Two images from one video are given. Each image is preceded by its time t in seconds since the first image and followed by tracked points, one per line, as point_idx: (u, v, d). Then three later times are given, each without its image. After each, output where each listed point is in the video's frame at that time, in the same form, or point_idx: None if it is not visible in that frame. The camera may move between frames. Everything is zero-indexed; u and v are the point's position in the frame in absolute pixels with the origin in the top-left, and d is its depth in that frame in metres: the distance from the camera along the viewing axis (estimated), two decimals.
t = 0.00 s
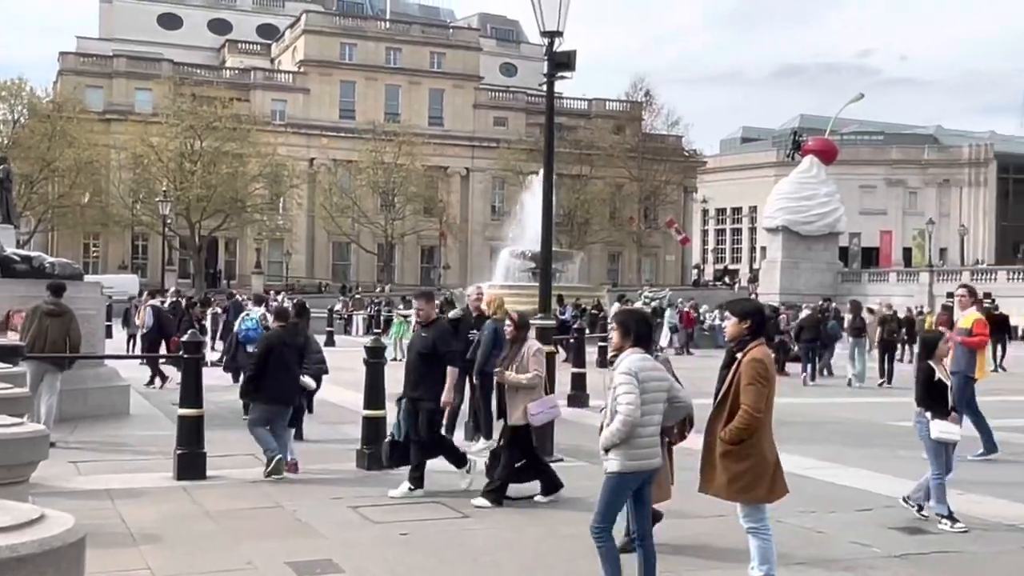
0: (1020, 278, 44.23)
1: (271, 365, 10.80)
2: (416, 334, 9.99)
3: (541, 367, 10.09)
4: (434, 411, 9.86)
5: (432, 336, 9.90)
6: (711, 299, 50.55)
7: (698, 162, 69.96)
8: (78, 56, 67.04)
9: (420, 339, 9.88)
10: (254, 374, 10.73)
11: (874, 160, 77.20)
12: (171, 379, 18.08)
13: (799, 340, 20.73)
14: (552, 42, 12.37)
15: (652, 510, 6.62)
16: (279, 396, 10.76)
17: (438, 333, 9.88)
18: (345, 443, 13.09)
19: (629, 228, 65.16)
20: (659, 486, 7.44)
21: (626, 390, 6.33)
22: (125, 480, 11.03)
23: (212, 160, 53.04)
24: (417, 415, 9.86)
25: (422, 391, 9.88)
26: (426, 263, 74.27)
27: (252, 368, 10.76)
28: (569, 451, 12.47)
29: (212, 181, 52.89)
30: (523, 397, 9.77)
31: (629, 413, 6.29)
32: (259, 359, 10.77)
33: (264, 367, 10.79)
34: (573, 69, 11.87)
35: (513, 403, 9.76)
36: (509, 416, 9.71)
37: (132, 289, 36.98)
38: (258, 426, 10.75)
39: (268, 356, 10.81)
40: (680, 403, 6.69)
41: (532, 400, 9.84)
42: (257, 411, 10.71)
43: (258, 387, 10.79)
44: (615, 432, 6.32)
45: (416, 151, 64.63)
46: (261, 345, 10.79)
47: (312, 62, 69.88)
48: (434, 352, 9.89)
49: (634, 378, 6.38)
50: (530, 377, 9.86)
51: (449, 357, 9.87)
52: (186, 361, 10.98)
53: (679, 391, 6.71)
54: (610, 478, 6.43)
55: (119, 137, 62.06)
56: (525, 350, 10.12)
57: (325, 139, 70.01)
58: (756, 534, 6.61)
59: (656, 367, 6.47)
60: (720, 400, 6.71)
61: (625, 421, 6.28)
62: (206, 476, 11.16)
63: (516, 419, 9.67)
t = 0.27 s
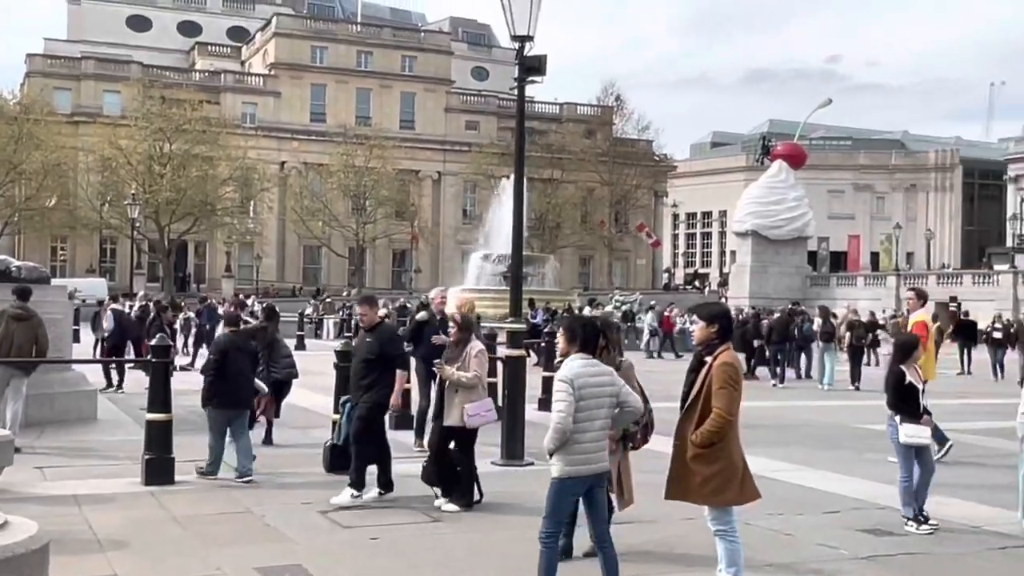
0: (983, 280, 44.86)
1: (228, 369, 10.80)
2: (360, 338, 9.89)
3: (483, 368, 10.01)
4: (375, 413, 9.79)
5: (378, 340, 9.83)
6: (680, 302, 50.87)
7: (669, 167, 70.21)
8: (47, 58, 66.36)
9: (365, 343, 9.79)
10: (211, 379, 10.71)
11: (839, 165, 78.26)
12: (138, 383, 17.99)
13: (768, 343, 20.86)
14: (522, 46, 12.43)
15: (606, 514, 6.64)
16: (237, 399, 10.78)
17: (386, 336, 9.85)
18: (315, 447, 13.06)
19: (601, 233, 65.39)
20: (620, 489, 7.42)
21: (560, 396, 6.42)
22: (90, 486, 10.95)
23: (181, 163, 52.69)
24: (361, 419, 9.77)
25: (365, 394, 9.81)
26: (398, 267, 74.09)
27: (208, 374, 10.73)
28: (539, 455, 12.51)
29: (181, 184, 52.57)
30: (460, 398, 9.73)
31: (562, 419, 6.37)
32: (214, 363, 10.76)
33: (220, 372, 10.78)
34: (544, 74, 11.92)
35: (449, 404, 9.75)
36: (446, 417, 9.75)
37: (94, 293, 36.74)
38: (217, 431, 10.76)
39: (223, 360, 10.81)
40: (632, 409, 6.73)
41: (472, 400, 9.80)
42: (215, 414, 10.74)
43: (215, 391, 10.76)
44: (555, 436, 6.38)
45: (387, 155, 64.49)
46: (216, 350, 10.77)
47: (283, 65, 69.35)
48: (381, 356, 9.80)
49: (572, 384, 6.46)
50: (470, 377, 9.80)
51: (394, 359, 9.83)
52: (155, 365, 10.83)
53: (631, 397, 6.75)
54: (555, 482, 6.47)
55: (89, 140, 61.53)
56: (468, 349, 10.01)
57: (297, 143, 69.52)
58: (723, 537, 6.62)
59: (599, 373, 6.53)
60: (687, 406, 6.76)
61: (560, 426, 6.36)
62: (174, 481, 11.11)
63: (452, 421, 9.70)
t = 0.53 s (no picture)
0: (934, 284, 46.08)
1: (190, 372, 11.52)
2: (311, 344, 10.10)
3: (430, 372, 10.10)
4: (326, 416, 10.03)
5: (328, 345, 10.04)
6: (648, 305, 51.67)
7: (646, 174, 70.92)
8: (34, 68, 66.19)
9: (316, 349, 9.98)
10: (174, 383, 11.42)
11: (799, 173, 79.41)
12: (122, 381, 18.49)
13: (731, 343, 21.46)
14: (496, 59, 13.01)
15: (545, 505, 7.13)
16: (199, 401, 11.55)
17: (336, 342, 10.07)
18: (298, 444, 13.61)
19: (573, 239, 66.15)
20: (585, 488, 8.19)
21: (502, 395, 6.94)
22: (76, 483, 11.41)
23: (168, 170, 52.90)
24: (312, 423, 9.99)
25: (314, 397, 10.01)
26: (377, 270, 74.60)
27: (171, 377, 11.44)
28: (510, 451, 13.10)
29: (167, 190, 52.80)
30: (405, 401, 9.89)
31: (503, 417, 6.87)
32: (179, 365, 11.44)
33: (183, 374, 11.51)
34: (517, 87, 12.47)
35: (396, 403, 9.92)
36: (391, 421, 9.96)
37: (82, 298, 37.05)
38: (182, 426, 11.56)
39: (186, 363, 11.50)
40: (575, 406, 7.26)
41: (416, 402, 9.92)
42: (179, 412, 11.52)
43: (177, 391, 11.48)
44: (498, 433, 6.89)
45: (366, 163, 64.95)
46: (180, 354, 11.44)
47: (266, 76, 69.13)
48: (329, 362, 10.02)
49: (514, 385, 6.98)
50: (416, 381, 9.90)
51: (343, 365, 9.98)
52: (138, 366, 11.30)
53: (573, 394, 7.26)
54: (502, 476, 6.95)
55: (76, 148, 61.59)
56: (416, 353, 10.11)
57: (280, 151, 69.66)
58: (673, 529, 7.12)
59: (540, 373, 7.06)
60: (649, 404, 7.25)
61: (503, 423, 6.87)
62: (160, 478, 11.62)
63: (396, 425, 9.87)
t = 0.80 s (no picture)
0: (880, 287, 47.29)
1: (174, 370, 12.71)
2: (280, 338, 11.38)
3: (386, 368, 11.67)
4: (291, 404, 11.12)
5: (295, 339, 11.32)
6: (614, 306, 52.98)
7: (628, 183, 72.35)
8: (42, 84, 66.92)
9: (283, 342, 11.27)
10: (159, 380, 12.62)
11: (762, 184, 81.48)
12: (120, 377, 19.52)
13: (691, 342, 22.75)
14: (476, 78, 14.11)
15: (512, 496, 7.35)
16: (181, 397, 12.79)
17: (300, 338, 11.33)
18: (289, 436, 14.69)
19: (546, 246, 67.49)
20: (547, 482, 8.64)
21: (467, 387, 7.15)
22: (79, 474, 12.36)
23: (169, 181, 53.79)
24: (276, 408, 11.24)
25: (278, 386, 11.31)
26: (365, 274, 75.93)
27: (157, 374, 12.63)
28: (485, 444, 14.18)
29: (169, 200, 53.77)
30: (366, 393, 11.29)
31: (469, 410, 7.08)
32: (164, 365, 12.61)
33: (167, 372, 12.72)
34: (495, 103, 13.57)
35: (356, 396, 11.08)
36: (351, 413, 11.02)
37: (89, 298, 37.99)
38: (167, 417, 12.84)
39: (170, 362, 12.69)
40: (535, 400, 7.49)
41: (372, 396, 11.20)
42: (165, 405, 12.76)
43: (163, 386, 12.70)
44: (465, 423, 7.10)
45: (355, 175, 66.06)
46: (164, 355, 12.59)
47: (260, 93, 70.00)
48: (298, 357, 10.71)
49: (479, 380, 7.18)
50: (374, 377, 11.31)
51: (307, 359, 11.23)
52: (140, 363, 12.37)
53: (533, 388, 7.49)
54: (470, 465, 7.15)
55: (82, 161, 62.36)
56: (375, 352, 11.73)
57: (273, 164, 70.59)
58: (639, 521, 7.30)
59: (504, 369, 7.27)
60: (616, 399, 7.49)
61: (468, 416, 7.06)
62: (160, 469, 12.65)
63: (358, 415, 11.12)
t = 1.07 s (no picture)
0: (823, 289, 49.54)
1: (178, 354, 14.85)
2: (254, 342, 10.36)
3: (360, 366, 11.44)
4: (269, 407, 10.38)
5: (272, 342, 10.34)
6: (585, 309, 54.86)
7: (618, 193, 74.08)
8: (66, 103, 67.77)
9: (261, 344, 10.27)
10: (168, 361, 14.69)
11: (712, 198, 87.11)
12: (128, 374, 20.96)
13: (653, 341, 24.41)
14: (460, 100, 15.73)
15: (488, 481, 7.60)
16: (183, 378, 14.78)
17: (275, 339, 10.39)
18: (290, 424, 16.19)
19: (524, 253, 69.68)
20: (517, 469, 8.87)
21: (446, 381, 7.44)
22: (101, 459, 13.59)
23: (182, 192, 55.02)
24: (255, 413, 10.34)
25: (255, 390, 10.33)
26: (360, 278, 77.46)
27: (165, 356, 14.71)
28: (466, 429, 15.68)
29: (182, 210, 55.11)
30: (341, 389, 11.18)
31: (450, 402, 7.36)
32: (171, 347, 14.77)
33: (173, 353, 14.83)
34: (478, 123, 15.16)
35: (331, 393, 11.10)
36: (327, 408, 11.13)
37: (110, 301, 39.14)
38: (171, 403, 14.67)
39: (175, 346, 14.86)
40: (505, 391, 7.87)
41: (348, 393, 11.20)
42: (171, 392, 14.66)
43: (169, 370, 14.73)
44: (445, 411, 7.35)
45: (352, 188, 67.48)
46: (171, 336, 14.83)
47: (265, 113, 70.93)
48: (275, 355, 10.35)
49: (459, 372, 7.47)
50: (350, 373, 11.16)
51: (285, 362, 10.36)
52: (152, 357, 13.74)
53: (502, 378, 7.92)
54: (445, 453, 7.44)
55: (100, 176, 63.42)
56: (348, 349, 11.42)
57: (276, 178, 71.78)
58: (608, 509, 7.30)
59: (480, 363, 7.57)
60: (585, 396, 7.39)
61: (446, 405, 7.34)
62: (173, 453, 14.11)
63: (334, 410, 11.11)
